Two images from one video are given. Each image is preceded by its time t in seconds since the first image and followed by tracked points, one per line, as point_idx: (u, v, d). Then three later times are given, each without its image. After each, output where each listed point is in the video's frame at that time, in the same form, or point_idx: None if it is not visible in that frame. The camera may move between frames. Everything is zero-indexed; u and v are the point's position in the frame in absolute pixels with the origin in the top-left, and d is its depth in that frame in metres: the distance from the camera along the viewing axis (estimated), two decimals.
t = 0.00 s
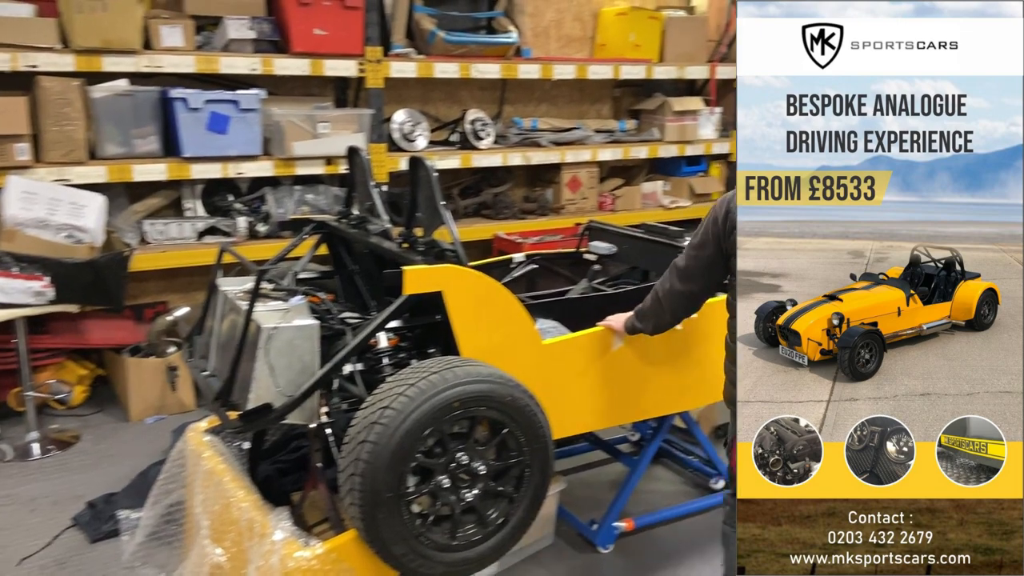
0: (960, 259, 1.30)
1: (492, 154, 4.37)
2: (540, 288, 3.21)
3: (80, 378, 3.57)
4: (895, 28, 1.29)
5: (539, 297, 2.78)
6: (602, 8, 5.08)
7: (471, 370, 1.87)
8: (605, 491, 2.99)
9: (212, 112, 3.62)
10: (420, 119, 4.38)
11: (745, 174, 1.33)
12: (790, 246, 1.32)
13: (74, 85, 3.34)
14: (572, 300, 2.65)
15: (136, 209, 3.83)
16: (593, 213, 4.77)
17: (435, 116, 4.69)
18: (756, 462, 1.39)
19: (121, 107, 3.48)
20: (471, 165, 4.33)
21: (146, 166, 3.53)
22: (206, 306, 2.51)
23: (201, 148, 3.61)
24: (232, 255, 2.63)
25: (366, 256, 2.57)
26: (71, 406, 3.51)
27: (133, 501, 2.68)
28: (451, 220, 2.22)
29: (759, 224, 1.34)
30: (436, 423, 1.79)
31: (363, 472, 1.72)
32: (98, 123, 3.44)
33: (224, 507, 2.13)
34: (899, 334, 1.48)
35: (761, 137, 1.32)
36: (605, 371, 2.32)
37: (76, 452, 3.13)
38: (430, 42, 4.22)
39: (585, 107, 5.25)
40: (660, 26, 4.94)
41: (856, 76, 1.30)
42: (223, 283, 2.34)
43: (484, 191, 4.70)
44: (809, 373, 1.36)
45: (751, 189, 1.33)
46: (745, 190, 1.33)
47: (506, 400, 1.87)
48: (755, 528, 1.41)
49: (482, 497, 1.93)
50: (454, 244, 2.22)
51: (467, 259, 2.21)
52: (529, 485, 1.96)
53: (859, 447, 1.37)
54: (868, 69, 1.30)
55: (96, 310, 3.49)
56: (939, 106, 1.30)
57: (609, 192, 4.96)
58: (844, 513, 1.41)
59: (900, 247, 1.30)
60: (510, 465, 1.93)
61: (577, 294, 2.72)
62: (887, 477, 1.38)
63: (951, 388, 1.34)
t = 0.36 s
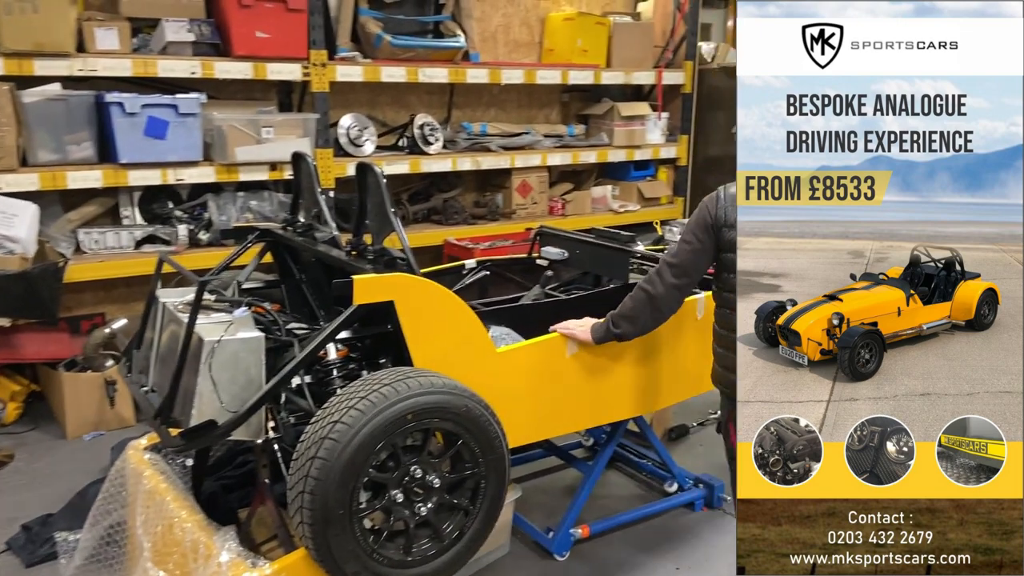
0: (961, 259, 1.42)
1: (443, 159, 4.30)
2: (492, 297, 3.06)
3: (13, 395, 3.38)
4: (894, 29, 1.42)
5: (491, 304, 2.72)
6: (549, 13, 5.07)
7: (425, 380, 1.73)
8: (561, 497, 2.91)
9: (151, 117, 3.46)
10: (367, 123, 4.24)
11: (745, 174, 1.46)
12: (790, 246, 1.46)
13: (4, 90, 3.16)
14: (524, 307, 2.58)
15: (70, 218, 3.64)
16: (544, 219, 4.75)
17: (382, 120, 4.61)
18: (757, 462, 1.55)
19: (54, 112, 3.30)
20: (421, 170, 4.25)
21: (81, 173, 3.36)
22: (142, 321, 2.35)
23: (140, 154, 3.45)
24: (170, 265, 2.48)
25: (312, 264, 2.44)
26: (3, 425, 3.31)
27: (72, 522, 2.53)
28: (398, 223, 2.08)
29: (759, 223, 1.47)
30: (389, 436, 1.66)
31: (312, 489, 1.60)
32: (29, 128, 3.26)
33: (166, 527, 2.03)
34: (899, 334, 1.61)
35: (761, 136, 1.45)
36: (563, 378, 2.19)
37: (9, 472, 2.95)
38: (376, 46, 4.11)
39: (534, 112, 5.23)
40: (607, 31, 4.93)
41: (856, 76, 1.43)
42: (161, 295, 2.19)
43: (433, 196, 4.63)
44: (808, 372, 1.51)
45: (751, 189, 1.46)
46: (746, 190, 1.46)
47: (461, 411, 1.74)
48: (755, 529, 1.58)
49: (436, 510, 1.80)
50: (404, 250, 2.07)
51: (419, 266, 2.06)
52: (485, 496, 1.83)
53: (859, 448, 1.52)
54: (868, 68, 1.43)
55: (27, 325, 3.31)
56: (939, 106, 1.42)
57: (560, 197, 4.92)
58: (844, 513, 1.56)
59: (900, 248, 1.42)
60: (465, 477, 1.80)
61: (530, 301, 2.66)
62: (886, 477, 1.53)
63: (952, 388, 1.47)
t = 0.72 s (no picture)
0: (961, 259, 1.41)
1: (411, 160, 4.24)
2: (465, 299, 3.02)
3: None
4: (894, 29, 1.41)
5: (465, 307, 2.67)
6: (517, 13, 5.04)
7: (401, 388, 1.68)
8: (538, 501, 2.88)
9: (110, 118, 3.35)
10: (334, 124, 4.14)
11: (745, 174, 1.45)
12: (790, 247, 1.45)
13: None
14: (499, 310, 2.55)
15: (25, 222, 3.50)
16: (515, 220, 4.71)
17: (349, 120, 4.54)
18: (756, 462, 1.54)
19: (7, 112, 3.17)
20: (389, 170, 4.19)
21: (36, 175, 3.23)
22: (103, 327, 2.25)
23: (97, 155, 3.33)
24: (130, 269, 2.38)
25: (281, 268, 2.36)
26: None
27: (28, 539, 2.42)
28: (371, 225, 2.02)
29: (759, 224, 1.46)
30: (365, 446, 1.61)
31: (285, 503, 1.54)
32: None
33: (129, 544, 1.95)
34: (899, 334, 1.62)
35: (761, 137, 1.44)
36: (540, 382, 2.15)
37: None
38: (343, 44, 4.02)
39: (503, 113, 5.20)
40: (575, 30, 4.90)
41: (856, 76, 1.42)
42: (123, 302, 2.10)
43: (402, 198, 4.56)
44: (808, 372, 1.50)
45: (751, 189, 1.45)
46: (746, 190, 1.45)
47: (439, 419, 1.69)
48: (755, 529, 1.56)
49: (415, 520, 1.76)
50: (378, 254, 2.01)
51: (394, 270, 2.01)
52: (465, 505, 1.78)
53: (859, 448, 1.51)
54: (868, 67, 1.41)
55: None
56: (939, 106, 1.41)
57: (529, 197, 4.92)
58: (844, 513, 1.55)
59: (900, 248, 1.40)
60: (444, 486, 1.75)
61: (504, 304, 2.62)
62: (887, 477, 1.52)
63: (951, 388, 1.47)
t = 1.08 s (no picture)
0: (963, 258, 1.79)
1: (385, 161, 4.17)
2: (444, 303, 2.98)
3: None
4: (893, 32, 1.77)
5: (444, 311, 2.63)
6: (490, 12, 5.01)
7: (385, 397, 1.63)
8: (520, 507, 2.85)
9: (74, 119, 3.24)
10: (306, 124, 4.04)
11: (748, 175, 1.81)
12: (790, 247, 1.83)
13: None
14: (480, 315, 2.52)
15: None
16: (489, 221, 4.67)
17: (320, 120, 4.46)
18: (759, 462, 1.90)
19: None
20: (363, 172, 4.12)
21: None
22: (71, 335, 2.17)
23: (61, 157, 3.22)
24: (97, 273, 2.29)
25: (255, 273, 2.29)
26: None
27: None
28: (350, 229, 1.97)
29: (758, 224, 1.82)
30: (348, 459, 1.57)
31: (266, 519, 1.49)
32: None
33: (100, 561, 1.87)
34: (902, 333, 2.03)
35: (763, 137, 1.80)
36: (523, 387, 2.12)
37: None
38: (314, 44, 3.94)
39: (477, 113, 5.15)
40: (549, 31, 4.87)
41: (856, 77, 1.78)
42: (90, 310, 2.02)
43: (376, 200, 4.49)
44: (808, 373, 1.92)
45: (752, 189, 1.81)
46: (748, 190, 1.81)
47: (425, 428, 1.65)
48: (756, 529, 1.93)
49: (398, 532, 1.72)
50: (358, 259, 1.96)
51: (374, 275, 1.95)
52: (450, 516, 1.75)
53: (859, 447, 1.88)
54: (866, 67, 1.78)
55: None
56: (940, 106, 1.77)
57: (504, 199, 4.89)
58: (845, 514, 1.91)
59: (900, 249, 1.79)
60: (429, 497, 1.71)
61: (484, 308, 2.59)
62: (886, 477, 1.89)
63: (952, 389, 1.85)
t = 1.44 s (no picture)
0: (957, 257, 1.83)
1: (357, 162, 4.09)
2: (421, 307, 2.94)
3: None
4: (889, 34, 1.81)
5: (422, 315, 2.59)
6: (462, 12, 4.98)
7: (367, 405, 1.59)
8: (502, 511, 2.82)
9: (37, 119, 3.14)
10: (277, 124, 3.96)
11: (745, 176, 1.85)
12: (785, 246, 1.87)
13: None
14: (456, 318, 2.48)
15: None
16: (464, 222, 4.64)
17: (291, 121, 4.39)
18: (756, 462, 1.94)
19: None
20: (335, 173, 4.04)
21: None
22: (36, 344, 2.09)
23: (22, 159, 3.12)
24: (64, 280, 2.22)
25: (229, 279, 2.23)
26: None
27: None
28: (328, 232, 1.92)
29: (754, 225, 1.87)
30: (330, 469, 1.53)
31: (245, 533, 1.45)
32: None
33: None
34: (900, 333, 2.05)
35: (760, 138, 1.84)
36: (504, 392, 2.09)
37: None
38: (284, 42, 3.87)
39: (449, 114, 5.11)
40: (522, 31, 4.85)
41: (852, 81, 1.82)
42: (57, 318, 1.95)
43: (349, 201, 4.42)
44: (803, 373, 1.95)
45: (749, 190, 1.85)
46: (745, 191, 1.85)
47: (408, 436, 1.62)
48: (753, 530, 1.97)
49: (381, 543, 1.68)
50: (337, 263, 1.92)
51: (353, 280, 1.91)
52: (434, 525, 1.72)
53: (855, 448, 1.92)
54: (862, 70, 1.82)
55: None
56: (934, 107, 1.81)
57: (479, 200, 4.85)
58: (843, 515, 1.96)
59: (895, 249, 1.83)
60: (411, 506, 1.68)
61: (462, 312, 2.56)
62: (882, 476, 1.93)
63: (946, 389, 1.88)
